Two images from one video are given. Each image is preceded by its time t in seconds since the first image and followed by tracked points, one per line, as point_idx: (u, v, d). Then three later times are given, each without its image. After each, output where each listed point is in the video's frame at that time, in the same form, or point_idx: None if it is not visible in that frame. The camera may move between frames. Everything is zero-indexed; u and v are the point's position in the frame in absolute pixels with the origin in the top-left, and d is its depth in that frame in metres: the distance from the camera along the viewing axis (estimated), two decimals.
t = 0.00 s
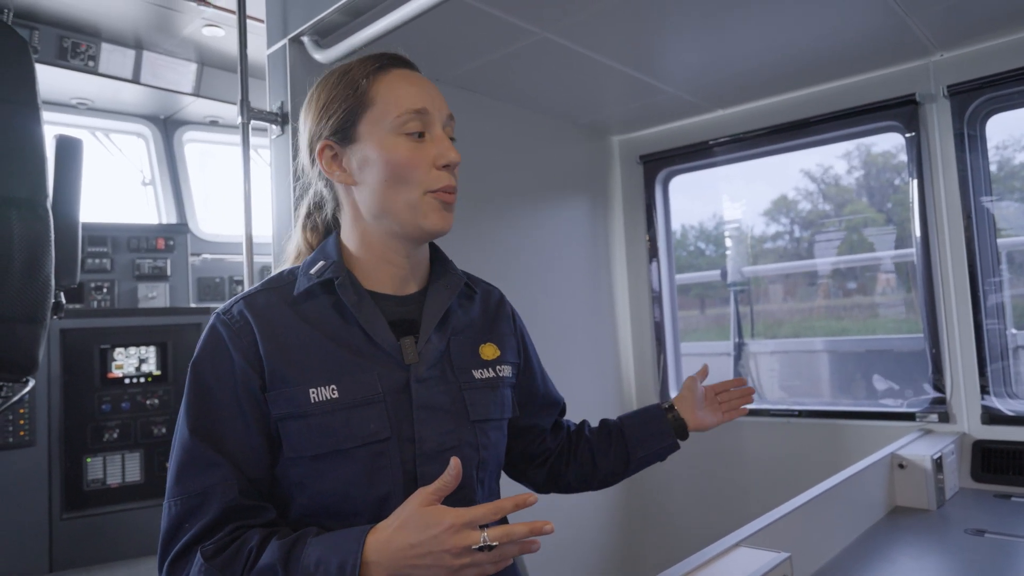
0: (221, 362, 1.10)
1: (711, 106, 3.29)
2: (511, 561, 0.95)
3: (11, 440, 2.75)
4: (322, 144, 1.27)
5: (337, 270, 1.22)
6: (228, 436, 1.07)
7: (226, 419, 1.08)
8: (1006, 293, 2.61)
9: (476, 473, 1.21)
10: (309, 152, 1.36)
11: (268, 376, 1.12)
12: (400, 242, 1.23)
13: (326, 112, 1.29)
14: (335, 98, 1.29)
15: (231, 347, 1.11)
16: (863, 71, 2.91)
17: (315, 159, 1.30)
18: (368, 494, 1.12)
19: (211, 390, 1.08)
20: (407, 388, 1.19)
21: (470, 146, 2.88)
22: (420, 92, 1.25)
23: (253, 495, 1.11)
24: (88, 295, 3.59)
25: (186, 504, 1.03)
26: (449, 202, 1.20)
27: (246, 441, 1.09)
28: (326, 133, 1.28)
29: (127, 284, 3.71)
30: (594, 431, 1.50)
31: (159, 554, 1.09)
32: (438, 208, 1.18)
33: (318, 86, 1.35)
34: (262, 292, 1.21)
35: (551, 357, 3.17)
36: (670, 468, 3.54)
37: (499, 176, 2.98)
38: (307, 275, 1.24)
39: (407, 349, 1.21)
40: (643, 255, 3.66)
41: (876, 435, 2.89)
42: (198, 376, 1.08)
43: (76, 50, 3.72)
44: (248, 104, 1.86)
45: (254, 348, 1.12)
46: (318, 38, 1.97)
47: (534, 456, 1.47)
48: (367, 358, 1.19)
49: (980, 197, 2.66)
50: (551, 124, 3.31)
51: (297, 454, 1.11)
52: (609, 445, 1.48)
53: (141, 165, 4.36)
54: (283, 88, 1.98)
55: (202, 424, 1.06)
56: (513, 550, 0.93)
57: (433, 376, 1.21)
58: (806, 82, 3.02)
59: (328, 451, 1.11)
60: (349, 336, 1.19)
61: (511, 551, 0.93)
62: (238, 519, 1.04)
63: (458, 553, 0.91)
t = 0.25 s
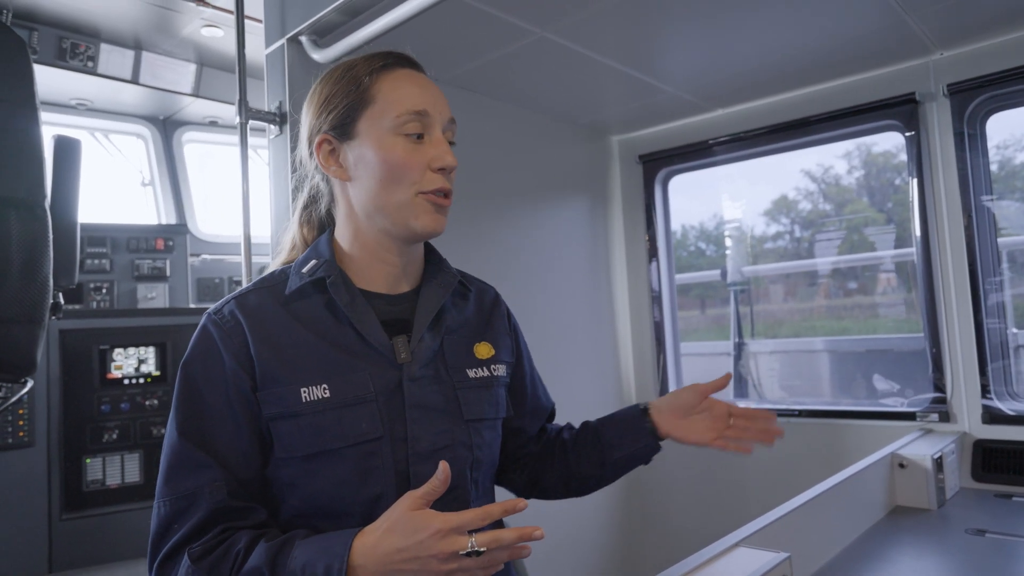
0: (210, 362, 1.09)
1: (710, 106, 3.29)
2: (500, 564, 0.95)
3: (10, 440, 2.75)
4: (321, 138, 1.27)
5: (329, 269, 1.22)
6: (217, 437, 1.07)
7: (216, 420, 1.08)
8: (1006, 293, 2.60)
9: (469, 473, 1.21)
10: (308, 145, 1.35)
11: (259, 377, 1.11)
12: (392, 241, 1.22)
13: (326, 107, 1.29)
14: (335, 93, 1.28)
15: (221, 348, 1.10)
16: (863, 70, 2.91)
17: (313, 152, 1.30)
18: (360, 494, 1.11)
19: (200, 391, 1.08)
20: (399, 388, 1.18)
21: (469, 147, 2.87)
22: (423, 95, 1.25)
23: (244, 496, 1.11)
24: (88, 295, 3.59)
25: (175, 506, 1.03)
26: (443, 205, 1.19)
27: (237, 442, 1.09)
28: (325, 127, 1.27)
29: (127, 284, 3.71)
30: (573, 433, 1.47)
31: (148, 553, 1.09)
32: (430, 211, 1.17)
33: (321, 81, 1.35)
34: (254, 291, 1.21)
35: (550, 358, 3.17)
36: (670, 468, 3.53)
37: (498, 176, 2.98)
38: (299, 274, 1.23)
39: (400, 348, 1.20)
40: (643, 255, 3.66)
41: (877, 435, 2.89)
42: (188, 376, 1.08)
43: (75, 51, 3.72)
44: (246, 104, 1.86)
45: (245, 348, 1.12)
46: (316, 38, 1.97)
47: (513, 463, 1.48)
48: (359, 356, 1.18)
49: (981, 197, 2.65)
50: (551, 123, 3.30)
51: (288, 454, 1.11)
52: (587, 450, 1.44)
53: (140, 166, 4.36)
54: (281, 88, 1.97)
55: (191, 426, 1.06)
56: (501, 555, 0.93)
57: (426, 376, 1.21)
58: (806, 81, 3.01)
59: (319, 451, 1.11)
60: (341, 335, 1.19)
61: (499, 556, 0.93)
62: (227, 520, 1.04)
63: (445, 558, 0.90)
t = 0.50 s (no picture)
0: (210, 358, 1.09)
1: (711, 104, 3.27)
2: None
3: (10, 441, 2.75)
4: (310, 151, 1.29)
5: (331, 269, 1.21)
6: (214, 434, 1.06)
7: (213, 417, 1.07)
8: (1009, 291, 2.59)
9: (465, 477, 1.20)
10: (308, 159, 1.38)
11: (257, 374, 1.10)
12: (381, 245, 1.21)
13: (312, 119, 1.30)
14: (319, 105, 1.30)
15: (221, 344, 1.10)
16: (865, 68, 2.89)
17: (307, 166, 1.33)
18: (354, 495, 1.11)
19: (199, 388, 1.08)
20: (397, 390, 1.17)
21: (469, 147, 2.86)
22: (394, 90, 1.22)
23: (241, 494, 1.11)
24: (88, 296, 3.61)
25: (170, 501, 1.03)
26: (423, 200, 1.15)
27: (234, 439, 1.08)
28: (313, 140, 1.29)
29: (127, 284, 3.71)
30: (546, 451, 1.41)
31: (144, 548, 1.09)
32: (411, 208, 1.14)
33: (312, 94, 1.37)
34: (255, 288, 1.20)
35: (550, 357, 3.16)
36: (671, 469, 3.52)
37: (498, 176, 2.97)
38: (301, 273, 1.23)
39: (399, 349, 1.19)
40: (644, 254, 3.65)
41: (879, 434, 2.88)
42: (187, 371, 1.07)
43: (75, 51, 3.71)
44: (245, 103, 1.85)
45: (244, 345, 1.11)
46: (314, 38, 1.96)
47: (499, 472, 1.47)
48: (358, 357, 1.17)
49: (983, 195, 2.64)
50: (551, 122, 3.30)
51: (284, 452, 1.10)
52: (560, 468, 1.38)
53: (141, 166, 4.36)
54: (279, 88, 1.97)
55: (189, 421, 1.05)
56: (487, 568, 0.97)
57: (425, 378, 1.20)
58: (808, 79, 3.00)
59: (314, 449, 1.10)
60: (341, 336, 1.18)
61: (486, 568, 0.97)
62: (222, 516, 1.04)
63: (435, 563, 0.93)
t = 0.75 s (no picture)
0: (202, 355, 1.10)
1: (713, 103, 3.26)
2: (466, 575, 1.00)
3: (13, 440, 2.75)
4: (303, 152, 1.31)
5: (321, 269, 1.21)
6: (203, 430, 1.08)
7: (202, 413, 1.08)
8: (1014, 290, 2.57)
9: (453, 479, 1.19)
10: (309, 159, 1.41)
11: (245, 372, 1.11)
12: (364, 247, 1.20)
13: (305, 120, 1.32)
14: (310, 106, 1.31)
15: (212, 342, 1.11)
16: (867, 66, 2.88)
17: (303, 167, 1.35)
18: (336, 495, 1.11)
19: (191, 384, 1.09)
20: (383, 390, 1.17)
21: (469, 146, 2.86)
22: (374, 89, 1.21)
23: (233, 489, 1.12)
24: (90, 295, 3.59)
25: (160, 494, 1.05)
26: (398, 202, 1.13)
27: (224, 437, 1.09)
28: (305, 141, 1.31)
29: (130, 284, 3.71)
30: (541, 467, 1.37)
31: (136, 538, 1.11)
32: (385, 210, 1.13)
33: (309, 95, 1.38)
34: (247, 286, 1.21)
35: (551, 356, 3.15)
36: (673, 468, 3.51)
37: (498, 175, 2.96)
38: (293, 272, 1.22)
39: (388, 349, 1.18)
40: (646, 254, 3.64)
41: (881, 434, 2.86)
42: (179, 367, 1.09)
43: (78, 50, 3.72)
44: (243, 102, 1.84)
45: (233, 343, 1.12)
46: (314, 37, 1.96)
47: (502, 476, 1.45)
48: (346, 357, 1.17)
49: (988, 194, 2.62)
50: (552, 121, 3.29)
51: (271, 451, 1.11)
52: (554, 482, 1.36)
53: (144, 165, 4.37)
54: (279, 86, 1.96)
55: (180, 417, 1.07)
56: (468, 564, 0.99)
57: (414, 378, 1.19)
58: (811, 77, 2.98)
59: (297, 449, 1.10)
60: (330, 335, 1.18)
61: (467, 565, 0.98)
62: (211, 511, 1.06)
63: (413, 561, 0.94)
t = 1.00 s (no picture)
0: (192, 353, 1.12)
1: (715, 100, 3.25)
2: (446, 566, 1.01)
3: (19, 438, 2.77)
4: (293, 153, 1.32)
5: (315, 270, 1.21)
6: (191, 428, 1.09)
7: (191, 411, 1.10)
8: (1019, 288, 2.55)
9: (440, 481, 1.19)
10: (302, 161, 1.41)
11: (232, 371, 1.12)
12: (354, 247, 1.21)
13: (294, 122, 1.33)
14: (298, 108, 1.32)
15: (201, 340, 1.13)
16: (870, 63, 2.86)
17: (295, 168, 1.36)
18: (321, 494, 1.12)
19: (181, 383, 1.10)
20: (371, 391, 1.17)
21: (470, 146, 2.85)
22: (359, 87, 1.22)
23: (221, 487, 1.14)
24: (95, 294, 3.60)
25: (147, 491, 1.06)
26: (384, 200, 1.13)
27: (213, 435, 1.11)
28: (295, 142, 1.32)
29: (134, 283, 3.73)
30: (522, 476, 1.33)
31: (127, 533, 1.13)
32: (371, 209, 1.13)
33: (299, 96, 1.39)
34: (239, 285, 1.21)
35: (553, 355, 3.15)
36: (676, 468, 3.50)
37: (498, 174, 2.96)
38: (285, 272, 1.23)
39: (376, 349, 1.19)
40: (648, 253, 3.64)
41: (884, 434, 2.85)
42: (168, 365, 1.10)
43: (83, 50, 3.73)
44: (243, 102, 1.84)
45: (222, 342, 1.13)
46: (313, 36, 1.95)
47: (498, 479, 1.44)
48: (334, 358, 1.18)
49: (993, 191, 2.60)
50: (553, 119, 3.28)
51: (257, 449, 1.12)
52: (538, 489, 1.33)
53: (149, 165, 4.39)
54: (278, 87, 1.97)
55: (168, 414, 1.08)
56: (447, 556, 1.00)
57: (403, 379, 1.19)
58: (813, 74, 2.96)
59: (282, 449, 1.11)
60: (319, 335, 1.19)
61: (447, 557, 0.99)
62: (197, 507, 1.08)
63: (390, 556, 0.96)
